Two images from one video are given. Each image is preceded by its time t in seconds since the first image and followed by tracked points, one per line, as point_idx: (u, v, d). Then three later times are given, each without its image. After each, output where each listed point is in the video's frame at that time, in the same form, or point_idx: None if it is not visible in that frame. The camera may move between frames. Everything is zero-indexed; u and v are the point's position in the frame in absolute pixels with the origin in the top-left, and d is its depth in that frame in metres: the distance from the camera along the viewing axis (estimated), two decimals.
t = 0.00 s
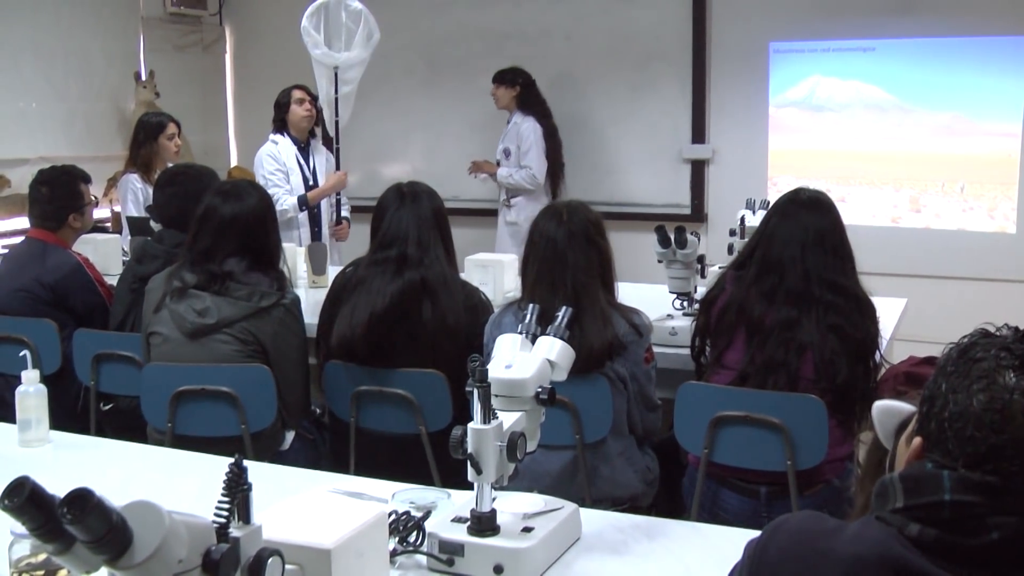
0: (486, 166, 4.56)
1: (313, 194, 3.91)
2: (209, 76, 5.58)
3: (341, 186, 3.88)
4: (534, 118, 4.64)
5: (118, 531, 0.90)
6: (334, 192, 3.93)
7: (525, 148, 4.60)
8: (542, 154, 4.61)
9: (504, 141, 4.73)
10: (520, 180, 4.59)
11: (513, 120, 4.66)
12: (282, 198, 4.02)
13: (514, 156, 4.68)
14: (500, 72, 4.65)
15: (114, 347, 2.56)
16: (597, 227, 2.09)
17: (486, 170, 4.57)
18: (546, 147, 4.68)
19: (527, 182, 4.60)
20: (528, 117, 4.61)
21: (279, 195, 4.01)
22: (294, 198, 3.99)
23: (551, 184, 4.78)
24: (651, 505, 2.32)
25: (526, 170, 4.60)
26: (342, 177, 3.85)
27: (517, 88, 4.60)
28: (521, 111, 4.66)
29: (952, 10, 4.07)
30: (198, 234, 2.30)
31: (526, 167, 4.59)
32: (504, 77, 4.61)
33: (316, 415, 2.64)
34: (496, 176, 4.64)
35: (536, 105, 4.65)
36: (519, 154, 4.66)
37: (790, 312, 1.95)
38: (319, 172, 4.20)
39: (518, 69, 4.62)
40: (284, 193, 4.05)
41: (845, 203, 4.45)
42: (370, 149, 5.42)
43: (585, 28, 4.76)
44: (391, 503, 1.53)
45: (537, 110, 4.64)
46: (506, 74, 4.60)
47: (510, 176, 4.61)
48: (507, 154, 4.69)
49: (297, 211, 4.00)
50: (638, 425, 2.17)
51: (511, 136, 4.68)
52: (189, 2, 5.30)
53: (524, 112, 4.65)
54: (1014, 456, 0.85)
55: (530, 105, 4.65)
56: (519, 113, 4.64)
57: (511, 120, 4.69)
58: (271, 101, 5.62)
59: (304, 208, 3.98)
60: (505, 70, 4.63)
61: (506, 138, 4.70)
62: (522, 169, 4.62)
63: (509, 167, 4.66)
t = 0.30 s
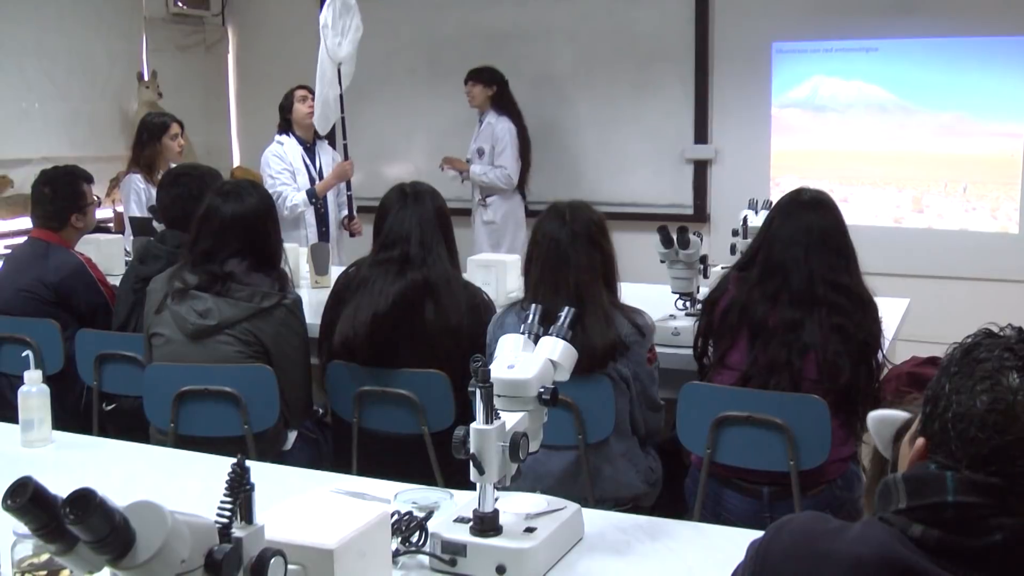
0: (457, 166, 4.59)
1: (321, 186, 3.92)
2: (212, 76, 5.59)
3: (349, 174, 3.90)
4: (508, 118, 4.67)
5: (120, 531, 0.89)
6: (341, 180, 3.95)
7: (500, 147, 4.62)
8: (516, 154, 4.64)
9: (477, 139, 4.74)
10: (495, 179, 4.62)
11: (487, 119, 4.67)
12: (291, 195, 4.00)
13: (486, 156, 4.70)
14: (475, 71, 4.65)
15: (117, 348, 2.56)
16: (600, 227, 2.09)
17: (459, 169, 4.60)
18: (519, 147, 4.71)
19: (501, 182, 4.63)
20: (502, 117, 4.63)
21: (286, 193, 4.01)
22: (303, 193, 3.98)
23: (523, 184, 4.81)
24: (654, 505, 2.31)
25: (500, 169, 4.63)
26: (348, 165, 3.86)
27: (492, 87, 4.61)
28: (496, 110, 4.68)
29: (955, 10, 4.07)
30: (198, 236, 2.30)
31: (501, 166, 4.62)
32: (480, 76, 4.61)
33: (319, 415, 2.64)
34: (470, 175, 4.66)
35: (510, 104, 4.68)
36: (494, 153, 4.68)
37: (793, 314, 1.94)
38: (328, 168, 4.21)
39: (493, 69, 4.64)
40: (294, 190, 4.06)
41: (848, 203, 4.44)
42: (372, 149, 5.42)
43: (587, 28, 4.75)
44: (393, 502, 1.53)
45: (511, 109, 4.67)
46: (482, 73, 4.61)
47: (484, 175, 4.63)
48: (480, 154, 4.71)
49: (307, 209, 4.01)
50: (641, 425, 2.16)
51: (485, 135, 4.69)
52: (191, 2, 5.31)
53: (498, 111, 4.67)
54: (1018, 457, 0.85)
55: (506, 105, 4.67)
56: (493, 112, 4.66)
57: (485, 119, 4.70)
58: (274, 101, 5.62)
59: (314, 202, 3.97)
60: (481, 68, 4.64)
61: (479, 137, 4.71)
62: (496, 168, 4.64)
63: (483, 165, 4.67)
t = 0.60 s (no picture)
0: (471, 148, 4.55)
1: (327, 192, 3.94)
2: (213, 77, 5.59)
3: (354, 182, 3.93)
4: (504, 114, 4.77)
5: (121, 532, 0.89)
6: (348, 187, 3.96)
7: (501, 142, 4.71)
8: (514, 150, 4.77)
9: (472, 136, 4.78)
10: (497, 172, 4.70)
11: (484, 116, 4.75)
12: (297, 199, 4.01)
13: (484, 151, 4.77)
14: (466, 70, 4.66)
15: (118, 348, 2.56)
16: (601, 227, 2.09)
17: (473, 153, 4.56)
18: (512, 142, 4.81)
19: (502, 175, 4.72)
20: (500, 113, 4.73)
21: (292, 195, 4.02)
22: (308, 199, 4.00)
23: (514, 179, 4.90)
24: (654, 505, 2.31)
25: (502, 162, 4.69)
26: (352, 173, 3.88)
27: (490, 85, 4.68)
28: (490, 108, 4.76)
29: (955, 10, 4.07)
30: (205, 234, 2.30)
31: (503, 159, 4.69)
32: (479, 74, 4.64)
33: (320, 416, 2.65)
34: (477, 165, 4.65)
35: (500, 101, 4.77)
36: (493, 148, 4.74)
37: (795, 315, 1.94)
38: (333, 169, 4.19)
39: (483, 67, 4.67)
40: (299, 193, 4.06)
41: (849, 203, 4.44)
42: (373, 149, 5.42)
43: (588, 28, 4.75)
44: (395, 502, 1.53)
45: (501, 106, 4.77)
46: (482, 72, 4.64)
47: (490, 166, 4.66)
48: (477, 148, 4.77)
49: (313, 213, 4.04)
50: (642, 425, 2.16)
51: (483, 131, 4.74)
52: (193, 3, 5.31)
53: (492, 108, 4.76)
54: (1017, 458, 0.85)
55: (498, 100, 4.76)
56: (491, 109, 4.74)
57: (481, 116, 4.76)
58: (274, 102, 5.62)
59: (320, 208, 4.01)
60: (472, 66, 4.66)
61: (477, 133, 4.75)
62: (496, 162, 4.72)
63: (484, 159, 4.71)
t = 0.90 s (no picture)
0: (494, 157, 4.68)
1: (327, 194, 3.95)
2: (213, 77, 5.59)
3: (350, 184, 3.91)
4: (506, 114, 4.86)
5: (121, 531, 0.89)
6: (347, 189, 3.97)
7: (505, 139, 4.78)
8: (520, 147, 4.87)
9: (477, 137, 4.82)
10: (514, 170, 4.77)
11: (491, 116, 4.80)
12: (297, 199, 4.01)
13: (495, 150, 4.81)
14: (472, 70, 4.68)
15: (118, 348, 2.56)
16: (602, 228, 2.10)
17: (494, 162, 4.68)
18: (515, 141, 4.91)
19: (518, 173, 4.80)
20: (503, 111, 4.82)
21: (292, 195, 4.01)
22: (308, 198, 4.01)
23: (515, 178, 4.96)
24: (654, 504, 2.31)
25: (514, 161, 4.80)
26: (351, 181, 3.96)
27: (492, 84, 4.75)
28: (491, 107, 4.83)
29: (956, 10, 4.07)
30: (211, 233, 2.30)
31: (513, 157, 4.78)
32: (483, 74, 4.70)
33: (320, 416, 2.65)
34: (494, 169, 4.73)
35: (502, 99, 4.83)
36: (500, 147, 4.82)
37: (796, 316, 1.94)
38: (333, 170, 4.19)
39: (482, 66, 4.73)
40: (298, 193, 4.04)
41: (848, 203, 4.44)
42: (373, 149, 5.42)
43: (588, 28, 4.75)
44: (395, 503, 1.53)
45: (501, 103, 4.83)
46: (485, 72, 4.69)
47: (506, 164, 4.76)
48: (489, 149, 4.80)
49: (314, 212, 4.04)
50: (642, 425, 2.16)
51: (489, 131, 4.80)
52: (193, 3, 5.31)
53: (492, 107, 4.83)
54: (1017, 458, 0.85)
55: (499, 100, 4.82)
56: (493, 108, 4.80)
57: (483, 115, 4.82)
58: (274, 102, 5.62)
59: (319, 208, 4.00)
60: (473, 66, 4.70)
61: (483, 133, 4.80)
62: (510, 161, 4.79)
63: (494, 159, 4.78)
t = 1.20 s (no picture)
0: (509, 162, 4.68)
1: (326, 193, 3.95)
2: (213, 77, 5.59)
3: (352, 182, 3.91)
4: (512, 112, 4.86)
5: (121, 531, 0.89)
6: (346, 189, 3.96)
7: (515, 138, 4.78)
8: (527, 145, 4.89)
9: (486, 136, 4.80)
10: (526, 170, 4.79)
11: (499, 115, 4.79)
12: (295, 198, 4.03)
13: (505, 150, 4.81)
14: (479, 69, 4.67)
15: (117, 348, 2.56)
16: (602, 227, 2.09)
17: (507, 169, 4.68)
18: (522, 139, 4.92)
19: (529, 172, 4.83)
20: (509, 109, 4.81)
21: (290, 195, 4.01)
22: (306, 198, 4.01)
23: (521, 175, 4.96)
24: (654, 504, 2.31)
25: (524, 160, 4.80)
26: (353, 174, 3.92)
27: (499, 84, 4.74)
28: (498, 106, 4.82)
29: (955, 10, 4.07)
30: (213, 231, 2.30)
31: (525, 156, 4.79)
32: (492, 74, 4.69)
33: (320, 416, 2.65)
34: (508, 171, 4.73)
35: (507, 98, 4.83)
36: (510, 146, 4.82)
37: (796, 316, 1.94)
38: (333, 169, 4.21)
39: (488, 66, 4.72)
40: (296, 193, 4.04)
41: (848, 203, 4.44)
42: (373, 149, 5.42)
43: (587, 28, 4.75)
44: (395, 503, 1.53)
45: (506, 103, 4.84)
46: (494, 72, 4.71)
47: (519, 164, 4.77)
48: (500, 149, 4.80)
49: (315, 211, 4.05)
50: (642, 425, 2.16)
51: (499, 130, 4.79)
52: (192, 3, 5.31)
53: (498, 106, 4.82)
54: (1019, 458, 0.85)
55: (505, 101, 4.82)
56: (501, 107, 4.78)
57: (491, 115, 4.79)
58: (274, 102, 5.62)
59: (317, 208, 4.01)
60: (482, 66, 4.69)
61: (492, 132, 4.78)
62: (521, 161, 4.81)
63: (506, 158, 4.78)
